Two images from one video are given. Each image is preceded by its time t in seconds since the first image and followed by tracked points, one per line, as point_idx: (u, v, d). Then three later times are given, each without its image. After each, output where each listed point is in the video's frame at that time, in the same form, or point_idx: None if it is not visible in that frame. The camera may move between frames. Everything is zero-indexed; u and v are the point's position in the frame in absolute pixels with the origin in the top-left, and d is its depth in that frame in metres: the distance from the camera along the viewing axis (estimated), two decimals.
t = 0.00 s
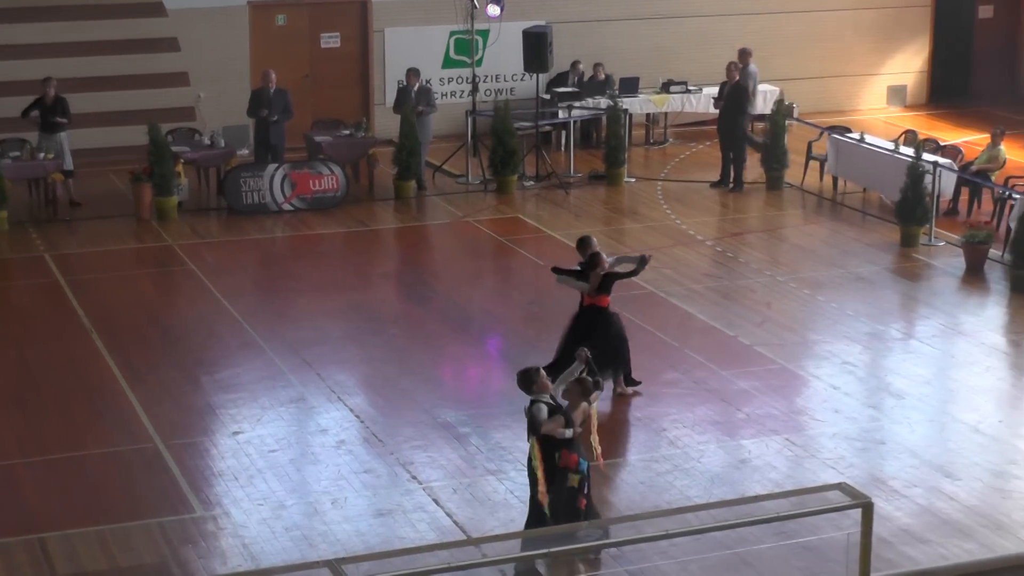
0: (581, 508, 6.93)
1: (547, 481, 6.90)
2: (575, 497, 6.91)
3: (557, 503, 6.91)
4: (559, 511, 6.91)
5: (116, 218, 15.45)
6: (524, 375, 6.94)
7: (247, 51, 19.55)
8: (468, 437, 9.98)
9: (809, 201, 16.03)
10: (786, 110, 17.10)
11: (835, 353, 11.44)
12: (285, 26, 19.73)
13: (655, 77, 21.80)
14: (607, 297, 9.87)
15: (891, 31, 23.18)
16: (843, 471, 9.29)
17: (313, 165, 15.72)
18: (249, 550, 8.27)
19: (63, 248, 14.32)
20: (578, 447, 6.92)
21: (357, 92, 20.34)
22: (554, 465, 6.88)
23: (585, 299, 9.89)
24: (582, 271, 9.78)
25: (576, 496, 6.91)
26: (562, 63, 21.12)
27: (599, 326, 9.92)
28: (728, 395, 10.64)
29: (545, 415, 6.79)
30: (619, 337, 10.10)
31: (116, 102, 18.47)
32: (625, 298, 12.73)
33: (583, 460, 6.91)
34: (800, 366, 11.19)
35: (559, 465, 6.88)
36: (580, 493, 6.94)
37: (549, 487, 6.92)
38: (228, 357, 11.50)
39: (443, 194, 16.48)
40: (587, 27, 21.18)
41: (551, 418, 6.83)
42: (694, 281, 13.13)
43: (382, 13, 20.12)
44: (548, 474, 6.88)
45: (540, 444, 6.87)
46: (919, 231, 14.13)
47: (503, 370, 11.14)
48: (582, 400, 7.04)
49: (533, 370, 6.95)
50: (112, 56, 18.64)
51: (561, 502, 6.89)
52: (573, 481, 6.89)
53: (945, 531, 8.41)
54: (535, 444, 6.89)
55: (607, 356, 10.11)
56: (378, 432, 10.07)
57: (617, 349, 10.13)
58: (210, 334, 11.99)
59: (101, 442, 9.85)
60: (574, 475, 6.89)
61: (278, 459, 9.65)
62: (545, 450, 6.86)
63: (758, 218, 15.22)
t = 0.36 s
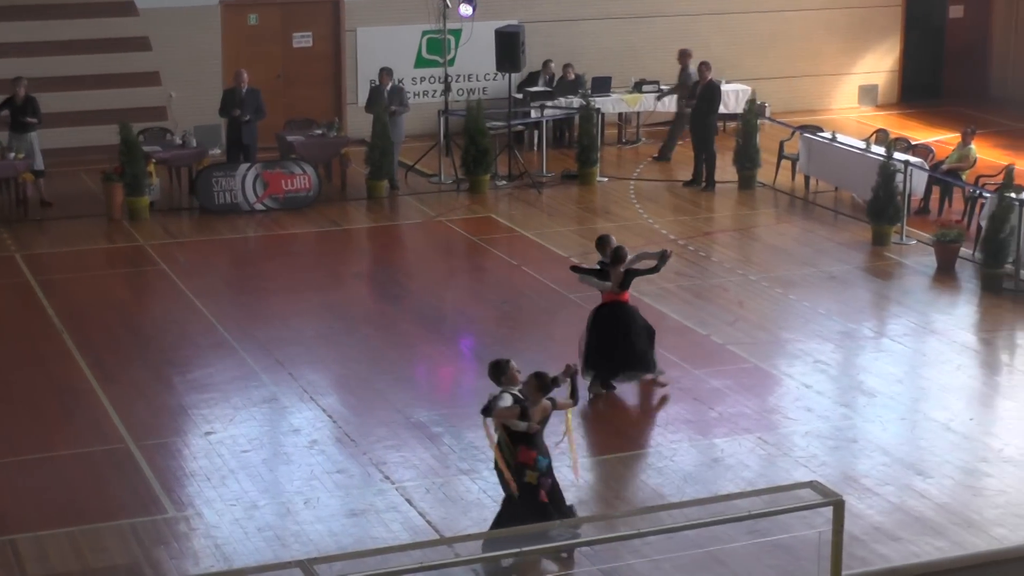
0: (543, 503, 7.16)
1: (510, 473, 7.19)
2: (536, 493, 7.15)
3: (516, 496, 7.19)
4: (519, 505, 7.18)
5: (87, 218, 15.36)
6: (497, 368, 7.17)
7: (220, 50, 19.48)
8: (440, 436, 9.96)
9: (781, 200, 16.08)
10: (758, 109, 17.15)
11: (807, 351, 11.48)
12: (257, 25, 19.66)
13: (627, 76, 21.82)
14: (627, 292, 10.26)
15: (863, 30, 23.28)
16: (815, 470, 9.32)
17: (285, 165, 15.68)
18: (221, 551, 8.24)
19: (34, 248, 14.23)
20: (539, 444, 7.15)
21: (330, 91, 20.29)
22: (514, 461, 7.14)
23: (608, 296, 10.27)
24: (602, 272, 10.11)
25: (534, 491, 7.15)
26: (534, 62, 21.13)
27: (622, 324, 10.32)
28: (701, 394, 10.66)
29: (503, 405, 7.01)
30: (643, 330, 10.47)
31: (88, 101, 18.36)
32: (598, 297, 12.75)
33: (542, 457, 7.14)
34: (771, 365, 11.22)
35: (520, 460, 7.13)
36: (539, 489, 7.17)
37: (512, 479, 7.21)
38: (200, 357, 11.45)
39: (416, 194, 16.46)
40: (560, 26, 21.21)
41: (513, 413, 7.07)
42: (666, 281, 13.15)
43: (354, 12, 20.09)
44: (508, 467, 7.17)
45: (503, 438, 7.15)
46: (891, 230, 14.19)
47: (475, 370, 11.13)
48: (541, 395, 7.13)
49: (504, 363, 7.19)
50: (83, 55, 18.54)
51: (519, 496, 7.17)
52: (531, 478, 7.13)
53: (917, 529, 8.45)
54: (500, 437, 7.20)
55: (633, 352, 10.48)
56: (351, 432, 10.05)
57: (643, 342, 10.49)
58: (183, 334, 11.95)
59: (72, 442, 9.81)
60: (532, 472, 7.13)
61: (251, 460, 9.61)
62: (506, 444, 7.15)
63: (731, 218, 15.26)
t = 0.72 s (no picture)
0: (483, 509, 7.42)
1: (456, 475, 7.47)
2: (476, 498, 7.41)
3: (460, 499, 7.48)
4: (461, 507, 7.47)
5: (59, 222, 15.29)
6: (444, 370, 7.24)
7: (191, 53, 19.40)
8: (414, 438, 9.94)
9: (753, 199, 16.12)
10: (729, 108, 17.19)
11: (780, 350, 11.51)
12: (228, 27, 19.58)
13: (598, 76, 21.84)
14: (647, 278, 10.38)
15: (834, 29, 23.36)
16: (788, 468, 9.35)
17: (257, 167, 15.63)
18: (195, 554, 8.22)
19: (5, 252, 14.15)
20: (481, 448, 7.35)
21: (302, 93, 20.24)
22: (458, 464, 7.39)
23: (627, 286, 10.40)
24: (618, 262, 10.33)
25: (475, 496, 7.42)
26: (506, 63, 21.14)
27: (639, 313, 10.46)
28: (673, 394, 10.68)
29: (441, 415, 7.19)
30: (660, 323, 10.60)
31: (59, 105, 18.26)
32: (571, 297, 12.76)
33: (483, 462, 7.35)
34: (743, 364, 11.25)
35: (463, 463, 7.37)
36: (481, 493, 7.43)
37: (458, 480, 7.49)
38: (173, 360, 11.41)
39: (389, 195, 16.45)
40: (531, 27, 21.23)
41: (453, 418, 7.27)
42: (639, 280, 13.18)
43: (325, 14, 20.06)
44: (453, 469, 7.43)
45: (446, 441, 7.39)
46: (862, 228, 14.25)
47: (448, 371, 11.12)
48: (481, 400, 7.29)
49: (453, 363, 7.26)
50: (53, 59, 18.43)
51: (462, 498, 7.46)
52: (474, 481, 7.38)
53: (890, 526, 8.49)
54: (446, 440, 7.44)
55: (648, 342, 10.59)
56: (324, 434, 10.03)
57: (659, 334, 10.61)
58: (156, 337, 11.90)
59: (43, 447, 9.76)
60: (474, 475, 7.38)
61: (224, 462, 9.58)
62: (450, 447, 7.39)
63: (703, 217, 15.29)
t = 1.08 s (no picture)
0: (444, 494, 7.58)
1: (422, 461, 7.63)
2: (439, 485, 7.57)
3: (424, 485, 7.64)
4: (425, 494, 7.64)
5: (34, 226, 15.22)
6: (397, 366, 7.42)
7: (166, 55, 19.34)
8: (391, 441, 9.92)
9: (729, 200, 16.15)
10: (704, 109, 17.22)
11: (755, 350, 11.54)
12: (203, 30, 19.53)
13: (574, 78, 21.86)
14: (637, 276, 10.39)
15: (810, 30, 23.43)
16: (765, 468, 9.36)
17: (233, 170, 15.59)
18: (172, 557, 8.19)
19: None
20: (442, 436, 7.49)
21: (277, 96, 20.18)
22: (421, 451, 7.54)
23: (617, 283, 10.43)
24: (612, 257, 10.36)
25: (437, 482, 7.56)
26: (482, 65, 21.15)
27: (629, 310, 10.51)
28: (649, 395, 10.69)
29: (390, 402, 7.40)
30: (651, 323, 10.62)
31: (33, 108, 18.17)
32: (547, 298, 12.77)
33: (445, 449, 7.49)
34: (719, 364, 11.27)
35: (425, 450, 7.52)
36: (444, 480, 7.57)
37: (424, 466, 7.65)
38: (150, 364, 11.37)
39: (365, 197, 16.43)
40: (507, 29, 21.23)
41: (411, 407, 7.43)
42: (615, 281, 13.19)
43: (300, 16, 20.04)
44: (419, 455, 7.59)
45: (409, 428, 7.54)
46: (838, 228, 14.29)
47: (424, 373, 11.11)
48: (436, 387, 7.40)
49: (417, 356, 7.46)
50: (27, 62, 18.34)
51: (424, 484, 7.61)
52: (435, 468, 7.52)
53: (867, 525, 8.52)
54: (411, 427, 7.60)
55: (637, 341, 10.63)
56: (301, 436, 10.01)
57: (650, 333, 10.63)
58: (133, 341, 11.86)
59: (18, 451, 9.72)
60: (436, 463, 7.52)
61: (201, 465, 9.56)
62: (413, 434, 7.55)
63: (678, 218, 15.31)
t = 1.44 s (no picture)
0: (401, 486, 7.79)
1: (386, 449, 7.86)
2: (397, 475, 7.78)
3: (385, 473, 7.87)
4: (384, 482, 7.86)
5: (15, 227, 15.17)
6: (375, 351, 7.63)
7: (147, 56, 19.29)
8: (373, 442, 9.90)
9: (711, 200, 16.18)
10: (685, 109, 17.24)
11: (736, 351, 11.56)
12: (184, 31, 19.49)
13: (555, 78, 21.87)
14: (623, 280, 10.40)
15: (791, 30, 23.48)
16: (747, 469, 9.38)
17: (214, 171, 15.56)
18: (155, 559, 8.17)
19: None
20: (405, 427, 7.68)
21: (259, 97, 20.15)
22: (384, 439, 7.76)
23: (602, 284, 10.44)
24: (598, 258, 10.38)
25: (395, 473, 7.78)
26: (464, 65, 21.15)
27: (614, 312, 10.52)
28: (630, 395, 10.70)
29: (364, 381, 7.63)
30: (635, 328, 10.62)
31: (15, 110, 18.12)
32: (528, 298, 12.78)
33: (406, 441, 7.68)
34: (700, 365, 11.29)
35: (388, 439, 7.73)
36: (403, 470, 7.77)
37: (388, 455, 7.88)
38: (132, 365, 11.34)
39: (347, 198, 16.42)
40: (488, 29, 21.24)
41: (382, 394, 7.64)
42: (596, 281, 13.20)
43: (281, 17, 20.01)
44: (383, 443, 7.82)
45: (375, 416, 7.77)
46: (820, 228, 14.33)
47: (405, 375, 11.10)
48: (408, 378, 7.59)
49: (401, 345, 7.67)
50: (8, 64, 18.28)
51: (385, 472, 7.84)
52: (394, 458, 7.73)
53: (849, 525, 8.54)
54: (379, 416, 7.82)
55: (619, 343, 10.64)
56: (283, 437, 10.00)
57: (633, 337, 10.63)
58: (115, 342, 11.83)
59: None
60: (397, 453, 7.72)
61: (183, 466, 9.54)
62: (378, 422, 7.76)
63: (660, 218, 15.33)
